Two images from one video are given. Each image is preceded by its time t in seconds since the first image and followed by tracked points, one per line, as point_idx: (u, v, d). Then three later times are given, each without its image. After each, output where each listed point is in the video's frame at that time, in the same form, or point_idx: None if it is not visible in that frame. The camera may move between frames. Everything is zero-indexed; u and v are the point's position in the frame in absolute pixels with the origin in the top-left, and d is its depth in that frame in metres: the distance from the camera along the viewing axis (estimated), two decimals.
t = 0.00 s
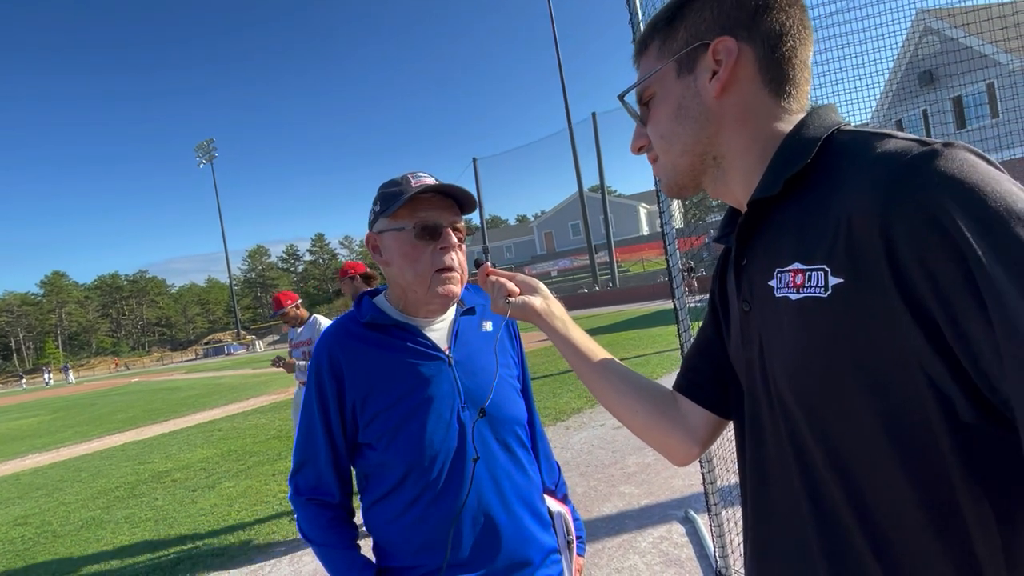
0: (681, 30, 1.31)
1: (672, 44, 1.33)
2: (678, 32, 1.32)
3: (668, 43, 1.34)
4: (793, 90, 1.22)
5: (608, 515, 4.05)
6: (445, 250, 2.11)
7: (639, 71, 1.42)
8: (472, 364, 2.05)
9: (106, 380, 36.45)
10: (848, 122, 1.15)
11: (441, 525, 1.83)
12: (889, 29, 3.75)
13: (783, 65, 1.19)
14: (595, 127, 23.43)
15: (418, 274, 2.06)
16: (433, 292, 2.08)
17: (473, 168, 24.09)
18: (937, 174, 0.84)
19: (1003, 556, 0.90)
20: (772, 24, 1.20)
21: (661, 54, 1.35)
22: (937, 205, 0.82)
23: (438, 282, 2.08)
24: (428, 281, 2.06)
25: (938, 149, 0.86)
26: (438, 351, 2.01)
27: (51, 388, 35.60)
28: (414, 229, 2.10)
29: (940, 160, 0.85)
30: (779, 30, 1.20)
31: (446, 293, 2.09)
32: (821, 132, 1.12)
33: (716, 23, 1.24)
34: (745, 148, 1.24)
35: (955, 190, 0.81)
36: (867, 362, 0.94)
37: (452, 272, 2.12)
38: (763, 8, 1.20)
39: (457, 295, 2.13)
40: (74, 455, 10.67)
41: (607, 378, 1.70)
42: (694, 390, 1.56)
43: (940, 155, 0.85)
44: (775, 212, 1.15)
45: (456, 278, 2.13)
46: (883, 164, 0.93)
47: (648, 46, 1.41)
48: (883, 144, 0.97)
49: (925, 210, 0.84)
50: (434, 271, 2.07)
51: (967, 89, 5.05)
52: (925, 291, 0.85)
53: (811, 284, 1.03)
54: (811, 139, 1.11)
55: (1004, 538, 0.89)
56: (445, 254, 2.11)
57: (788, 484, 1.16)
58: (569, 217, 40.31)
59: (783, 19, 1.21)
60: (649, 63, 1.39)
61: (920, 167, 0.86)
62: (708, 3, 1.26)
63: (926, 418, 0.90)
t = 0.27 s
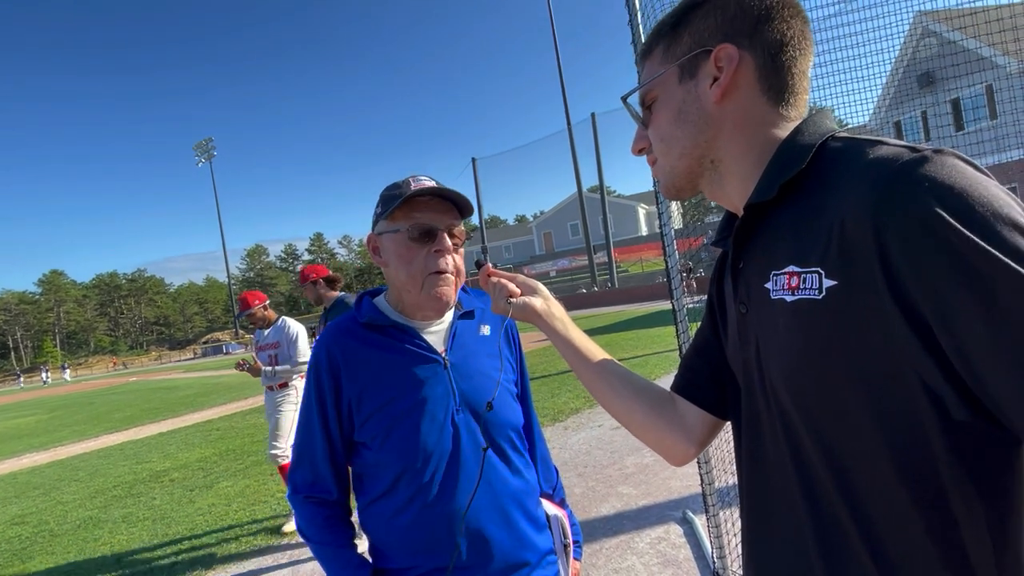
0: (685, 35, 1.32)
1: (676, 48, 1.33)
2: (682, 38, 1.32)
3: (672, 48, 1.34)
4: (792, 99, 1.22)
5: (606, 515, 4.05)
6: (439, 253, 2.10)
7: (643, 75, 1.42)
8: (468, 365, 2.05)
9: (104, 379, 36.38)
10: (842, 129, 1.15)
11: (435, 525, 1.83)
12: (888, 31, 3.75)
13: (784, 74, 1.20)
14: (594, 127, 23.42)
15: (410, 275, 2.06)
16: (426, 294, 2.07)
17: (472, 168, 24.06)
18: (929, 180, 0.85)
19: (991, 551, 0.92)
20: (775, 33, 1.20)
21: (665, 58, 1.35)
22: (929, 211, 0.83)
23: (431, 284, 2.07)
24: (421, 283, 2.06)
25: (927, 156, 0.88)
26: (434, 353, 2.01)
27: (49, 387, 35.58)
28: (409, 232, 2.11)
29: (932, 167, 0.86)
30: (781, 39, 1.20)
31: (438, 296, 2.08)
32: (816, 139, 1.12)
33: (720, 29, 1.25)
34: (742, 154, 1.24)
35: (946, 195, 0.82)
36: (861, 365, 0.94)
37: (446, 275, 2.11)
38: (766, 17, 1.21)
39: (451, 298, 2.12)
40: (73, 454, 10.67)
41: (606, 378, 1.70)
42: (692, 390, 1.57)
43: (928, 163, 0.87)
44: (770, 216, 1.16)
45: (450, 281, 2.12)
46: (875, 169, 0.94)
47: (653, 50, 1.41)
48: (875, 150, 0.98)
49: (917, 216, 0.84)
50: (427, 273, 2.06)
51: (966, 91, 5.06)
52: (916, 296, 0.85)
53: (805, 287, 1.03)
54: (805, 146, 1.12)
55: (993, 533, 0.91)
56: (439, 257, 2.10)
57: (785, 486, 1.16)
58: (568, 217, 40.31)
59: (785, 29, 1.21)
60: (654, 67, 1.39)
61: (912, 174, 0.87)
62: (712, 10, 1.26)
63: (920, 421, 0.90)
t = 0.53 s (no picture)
0: (682, 41, 1.32)
1: (673, 55, 1.34)
2: (679, 44, 1.33)
3: (669, 53, 1.34)
4: (791, 100, 1.22)
5: (605, 516, 4.06)
6: (448, 247, 2.11)
7: (641, 81, 1.42)
8: (466, 364, 2.05)
9: (103, 378, 36.34)
10: (844, 130, 1.15)
11: (425, 521, 1.83)
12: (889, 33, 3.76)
13: (782, 76, 1.20)
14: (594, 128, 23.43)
15: (417, 266, 2.06)
16: (431, 286, 2.07)
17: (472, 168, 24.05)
18: (934, 181, 0.86)
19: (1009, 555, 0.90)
20: (771, 36, 1.20)
21: (663, 64, 1.36)
22: (937, 208, 0.83)
23: (438, 277, 2.07)
24: (427, 274, 2.06)
25: (934, 158, 0.88)
26: (433, 348, 2.01)
27: (48, 386, 35.55)
28: (422, 223, 2.11)
29: (937, 168, 0.87)
30: (778, 41, 1.20)
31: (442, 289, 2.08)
32: (817, 140, 1.12)
33: (716, 34, 1.25)
34: (743, 156, 1.25)
35: (953, 193, 0.83)
36: (866, 363, 0.94)
37: (453, 269, 2.11)
38: (762, 20, 1.21)
39: (455, 293, 2.12)
40: (73, 452, 10.69)
41: (608, 379, 1.70)
42: (694, 390, 1.57)
43: (934, 164, 0.88)
44: (772, 217, 1.16)
45: (456, 276, 2.12)
46: (880, 171, 0.94)
47: (650, 57, 1.41)
48: (879, 151, 0.98)
49: (924, 213, 0.85)
50: (434, 265, 2.06)
51: (966, 92, 5.07)
52: (922, 294, 0.86)
53: (808, 286, 1.03)
54: (807, 147, 1.12)
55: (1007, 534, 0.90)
56: (448, 251, 2.11)
57: (789, 485, 1.16)
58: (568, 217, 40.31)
59: (782, 31, 1.21)
60: (651, 73, 1.39)
61: (916, 176, 0.88)
62: (709, 16, 1.27)
63: (928, 420, 0.90)
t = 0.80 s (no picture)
0: (678, 42, 1.32)
1: (669, 57, 1.34)
2: (675, 45, 1.33)
3: (665, 55, 1.35)
4: (789, 100, 1.22)
5: (604, 516, 4.06)
6: (464, 245, 2.11)
7: (639, 83, 1.42)
8: (477, 364, 2.06)
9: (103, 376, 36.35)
10: (844, 130, 1.15)
11: (428, 519, 1.83)
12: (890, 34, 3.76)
13: (779, 75, 1.20)
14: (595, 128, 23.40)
15: (432, 264, 2.06)
16: (445, 283, 2.08)
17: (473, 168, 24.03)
18: (935, 183, 0.85)
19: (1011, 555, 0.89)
20: (767, 35, 1.20)
21: (659, 67, 1.36)
22: (939, 208, 0.83)
23: (453, 275, 2.08)
24: (442, 272, 2.06)
25: (936, 158, 0.88)
26: (445, 346, 2.02)
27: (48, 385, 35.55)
28: (438, 221, 2.10)
29: (939, 170, 0.86)
30: (774, 41, 1.20)
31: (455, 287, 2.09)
32: (818, 140, 1.12)
33: (712, 35, 1.25)
34: (742, 156, 1.25)
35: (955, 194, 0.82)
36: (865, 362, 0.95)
37: (468, 267, 2.12)
38: (757, 20, 1.21)
39: (468, 291, 2.14)
40: (71, 451, 10.69)
41: (611, 380, 1.70)
42: (696, 392, 1.57)
43: (936, 166, 0.87)
44: (772, 218, 1.16)
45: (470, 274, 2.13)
46: (881, 172, 0.93)
47: (646, 60, 1.42)
48: (881, 152, 0.98)
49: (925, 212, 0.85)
50: (450, 263, 2.07)
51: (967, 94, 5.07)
52: (925, 293, 0.86)
53: (808, 287, 1.04)
54: (808, 148, 1.12)
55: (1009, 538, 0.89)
56: (463, 249, 2.12)
57: (788, 485, 1.16)
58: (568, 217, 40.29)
59: (778, 30, 1.21)
60: (648, 76, 1.40)
61: (918, 177, 0.88)
62: (704, 17, 1.27)
63: (925, 419, 0.91)
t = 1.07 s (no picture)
0: (679, 40, 1.32)
1: (670, 55, 1.34)
2: (676, 43, 1.33)
3: (666, 54, 1.35)
4: (792, 97, 1.22)
5: (605, 516, 4.06)
6: (457, 244, 2.11)
7: (640, 82, 1.42)
8: (481, 362, 2.06)
9: (104, 375, 36.40)
10: (846, 128, 1.15)
11: (442, 519, 1.83)
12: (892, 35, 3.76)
13: (781, 73, 1.20)
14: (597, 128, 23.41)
15: (427, 266, 2.06)
16: (442, 284, 2.08)
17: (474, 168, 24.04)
18: (937, 183, 0.85)
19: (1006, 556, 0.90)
20: (769, 32, 1.20)
21: (660, 65, 1.36)
22: (941, 208, 0.83)
23: (448, 275, 2.08)
24: (438, 273, 2.07)
25: (941, 158, 0.88)
26: (449, 345, 2.03)
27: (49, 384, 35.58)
28: (428, 222, 2.10)
29: (942, 171, 0.86)
30: (776, 37, 1.20)
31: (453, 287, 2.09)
32: (820, 138, 1.12)
33: (713, 33, 1.25)
34: (744, 154, 1.25)
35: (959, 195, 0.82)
36: (865, 363, 0.95)
37: (464, 266, 2.11)
38: (759, 17, 1.21)
39: (466, 290, 2.14)
40: (72, 450, 10.71)
41: (615, 380, 1.70)
42: (698, 391, 1.57)
43: (940, 166, 0.87)
44: (774, 217, 1.16)
45: (467, 273, 2.13)
46: (883, 172, 0.94)
47: (647, 58, 1.42)
48: (884, 151, 0.98)
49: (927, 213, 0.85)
50: (445, 263, 2.06)
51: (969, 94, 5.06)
52: (926, 294, 0.86)
53: (809, 288, 1.04)
54: (810, 146, 1.12)
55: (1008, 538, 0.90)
56: (458, 248, 2.11)
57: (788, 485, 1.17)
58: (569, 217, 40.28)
59: (779, 26, 1.21)
60: (648, 75, 1.40)
61: (920, 177, 0.88)
62: (705, 14, 1.27)
63: (923, 419, 0.91)
